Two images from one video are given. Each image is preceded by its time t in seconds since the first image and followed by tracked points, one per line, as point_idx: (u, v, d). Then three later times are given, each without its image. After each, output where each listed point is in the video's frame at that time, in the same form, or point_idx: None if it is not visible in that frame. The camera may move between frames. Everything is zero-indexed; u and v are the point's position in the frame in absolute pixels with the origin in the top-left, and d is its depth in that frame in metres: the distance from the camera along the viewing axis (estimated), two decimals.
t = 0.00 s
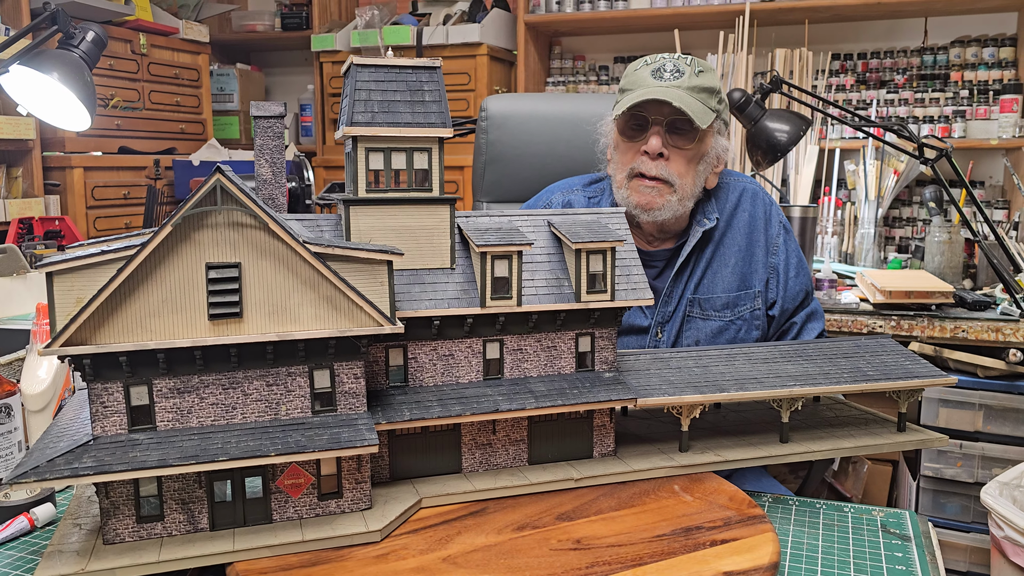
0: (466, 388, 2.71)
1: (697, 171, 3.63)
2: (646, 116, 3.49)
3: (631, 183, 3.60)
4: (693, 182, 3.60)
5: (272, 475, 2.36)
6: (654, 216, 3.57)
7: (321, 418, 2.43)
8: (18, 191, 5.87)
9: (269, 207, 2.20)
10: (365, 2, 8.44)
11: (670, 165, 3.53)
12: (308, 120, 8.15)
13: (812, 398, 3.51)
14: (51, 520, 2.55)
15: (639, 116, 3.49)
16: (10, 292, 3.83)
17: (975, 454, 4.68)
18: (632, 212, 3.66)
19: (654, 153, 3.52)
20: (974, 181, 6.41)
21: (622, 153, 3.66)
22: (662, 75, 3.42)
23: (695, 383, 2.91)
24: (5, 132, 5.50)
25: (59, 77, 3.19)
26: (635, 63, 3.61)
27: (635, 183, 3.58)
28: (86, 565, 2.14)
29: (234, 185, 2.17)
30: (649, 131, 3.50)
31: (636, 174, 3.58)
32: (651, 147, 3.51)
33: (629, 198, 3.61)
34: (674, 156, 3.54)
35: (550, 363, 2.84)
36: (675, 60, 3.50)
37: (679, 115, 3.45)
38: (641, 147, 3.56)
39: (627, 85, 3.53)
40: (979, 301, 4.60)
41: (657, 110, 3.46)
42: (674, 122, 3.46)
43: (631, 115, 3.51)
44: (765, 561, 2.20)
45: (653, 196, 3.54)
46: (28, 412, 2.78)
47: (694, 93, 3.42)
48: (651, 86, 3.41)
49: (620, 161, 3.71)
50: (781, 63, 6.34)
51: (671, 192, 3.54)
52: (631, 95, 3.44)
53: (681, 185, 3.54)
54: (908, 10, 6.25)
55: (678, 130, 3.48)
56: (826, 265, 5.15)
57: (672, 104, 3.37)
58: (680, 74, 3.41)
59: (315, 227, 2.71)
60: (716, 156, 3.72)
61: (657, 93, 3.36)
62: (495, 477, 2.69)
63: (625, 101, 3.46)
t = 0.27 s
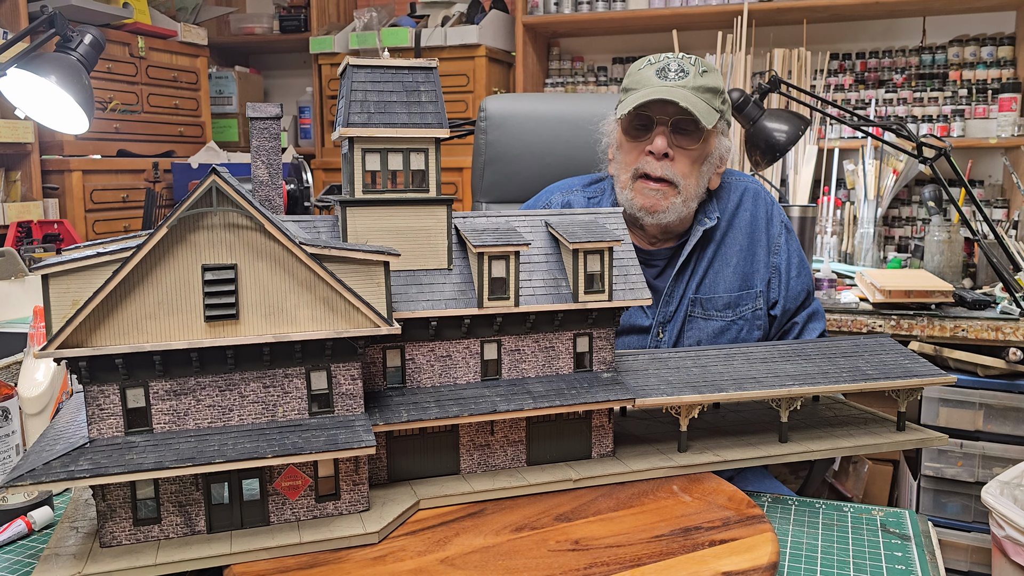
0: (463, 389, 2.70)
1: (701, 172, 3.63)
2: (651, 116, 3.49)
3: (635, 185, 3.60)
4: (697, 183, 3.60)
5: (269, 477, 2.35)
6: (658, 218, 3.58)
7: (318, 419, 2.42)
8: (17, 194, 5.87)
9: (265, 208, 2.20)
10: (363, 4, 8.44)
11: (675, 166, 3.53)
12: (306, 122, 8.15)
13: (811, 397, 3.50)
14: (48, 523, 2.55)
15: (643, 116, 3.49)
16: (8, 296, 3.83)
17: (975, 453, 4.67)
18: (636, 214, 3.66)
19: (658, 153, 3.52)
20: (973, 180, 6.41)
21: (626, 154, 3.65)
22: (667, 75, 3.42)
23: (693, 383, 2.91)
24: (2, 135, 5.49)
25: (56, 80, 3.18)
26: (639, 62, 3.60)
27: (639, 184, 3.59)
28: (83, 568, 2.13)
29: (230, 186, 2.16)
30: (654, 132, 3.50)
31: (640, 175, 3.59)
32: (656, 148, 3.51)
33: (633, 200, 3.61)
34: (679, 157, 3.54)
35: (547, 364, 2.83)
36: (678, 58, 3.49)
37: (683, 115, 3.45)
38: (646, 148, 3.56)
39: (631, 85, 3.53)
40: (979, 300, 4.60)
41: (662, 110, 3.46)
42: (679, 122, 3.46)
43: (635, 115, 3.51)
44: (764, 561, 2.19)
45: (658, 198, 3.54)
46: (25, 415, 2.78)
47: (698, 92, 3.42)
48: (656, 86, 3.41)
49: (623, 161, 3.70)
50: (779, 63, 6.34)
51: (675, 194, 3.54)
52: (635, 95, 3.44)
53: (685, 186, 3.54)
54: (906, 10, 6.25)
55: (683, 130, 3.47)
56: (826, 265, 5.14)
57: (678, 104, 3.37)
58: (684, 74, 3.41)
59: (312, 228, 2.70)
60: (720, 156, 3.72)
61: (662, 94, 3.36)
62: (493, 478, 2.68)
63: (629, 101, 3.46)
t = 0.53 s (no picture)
0: (462, 392, 2.70)
1: (702, 176, 3.63)
2: (652, 120, 3.48)
3: (635, 188, 3.61)
4: (698, 187, 3.61)
5: (267, 481, 2.36)
6: (658, 222, 3.59)
7: (316, 423, 2.42)
8: (16, 198, 5.87)
9: (262, 212, 2.20)
10: (362, 7, 8.45)
11: (676, 170, 3.53)
12: (306, 124, 8.16)
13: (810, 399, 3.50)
14: (48, 527, 2.55)
15: (644, 120, 3.48)
16: (8, 300, 3.84)
17: (975, 453, 4.67)
18: (636, 217, 3.67)
19: (659, 158, 3.52)
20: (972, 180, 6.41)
21: (626, 157, 3.65)
22: (669, 79, 3.42)
23: (692, 385, 2.91)
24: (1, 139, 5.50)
25: (56, 85, 3.19)
26: (639, 65, 3.60)
27: (640, 188, 3.59)
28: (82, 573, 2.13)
29: (227, 190, 2.17)
30: (655, 136, 3.50)
31: (641, 179, 3.59)
32: (657, 153, 3.51)
33: (634, 204, 3.61)
34: (680, 161, 3.54)
35: (546, 367, 2.84)
36: (679, 62, 3.49)
37: (684, 119, 3.45)
38: (646, 152, 3.56)
39: (632, 88, 3.52)
40: (978, 300, 4.60)
41: (663, 115, 3.46)
42: (680, 126, 3.46)
43: (636, 119, 3.50)
44: (762, 563, 2.19)
45: (658, 202, 3.55)
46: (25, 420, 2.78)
47: (700, 97, 3.42)
48: (658, 90, 3.40)
49: (624, 164, 3.71)
50: (778, 64, 6.35)
51: (676, 198, 3.55)
52: (637, 99, 3.43)
53: (686, 190, 3.54)
54: (904, 10, 6.26)
55: (684, 135, 3.47)
56: (825, 265, 5.12)
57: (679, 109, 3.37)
58: (685, 78, 3.41)
59: (310, 232, 2.71)
60: (719, 160, 3.73)
61: (663, 99, 3.36)
62: (492, 481, 2.68)
63: (631, 104, 3.45)
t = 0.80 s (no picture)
0: (459, 388, 2.70)
1: (695, 176, 3.62)
2: (645, 122, 3.45)
3: (628, 188, 3.62)
4: (691, 187, 3.61)
5: (264, 477, 2.35)
6: (650, 221, 3.61)
7: (313, 419, 2.42)
8: (14, 197, 5.86)
9: (258, 208, 2.20)
10: (359, 5, 8.44)
11: (668, 172, 3.52)
12: (303, 123, 8.15)
13: (808, 394, 3.50)
14: (45, 525, 2.54)
15: (636, 121, 3.45)
16: (5, 299, 3.83)
17: (975, 449, 4.67)
18: (629, 215, 3.69)
19: (651, 160, 3.51)
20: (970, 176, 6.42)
21: (619, 156, 3.65)
22: (661, 79, 3.39)
23: (690, 380, 2.91)
24: None
25: (52, 83, 3.18)
26: (636, 63, 3.57)
27: (631, 188, 3.60)
28: (78, 570, 2.13)
29: (223, 186, 2.16)
30: (646, 138, 3.48)
31: (633, 180, 3.59)
32: (648, 155, 3.50)
33: (626, 203, 3.63)
34: (672, 162, 3.52)
35: (543, 362, 2.83)
36: (674, 62, 3.46)
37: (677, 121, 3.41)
38: (638, 153, 3.55)
39: (627, 87, 3.50)
40: (977, 296, 4.60)
41: (656, 117, 3.42)
42: (672, 128, 3.43)
43: (628, 121, 3.47)
44: (760, 558, 2.19)
45: (649, 201, 3.55)
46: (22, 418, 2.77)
47: (692, 98, 3.38)
48: (650, 91, 3.38)
49: (617, 163, 3.71)
50: (776, 61, 6.34)
51: (668, 198, 3.55)
52: (629, 99, 3.41)
53: (678, 190, 3.54)
54: (902, 6, 6.26)
55: (675, 137, 3.45)
56: (823, 261, 5.10)
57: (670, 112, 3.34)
58: (679, 78, 3.38)
59: (306, 228, 2.70)
60: (714, 159, 3.71)
61: (654, 101, 3.33)
62: (490, 477, 2.68)
63: (623, 104, 3.43)
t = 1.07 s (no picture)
0: (458, 388, 2.70)
1: (690, 175, 3.63)
2: (639, 121, 3.46)
3: (623, 187, 3.63)
4: (686, 186, 3.61)
5: (264, 477, 2.35)
6: (645, 220, 3.61)
7: (313, 419, 2.42)
8: (13, 198, 5.87)
9: (256, 208, 2.20)
10: (358, 4, 8.43)
11: (662, 171, 3.52)
12: (303, 122, 8.15)
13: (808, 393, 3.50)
14: (45, 526, 2.54)
15: (631, 120, 3.46)
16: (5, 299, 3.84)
17: (975, 448, 4.67)
18: (625, 215, 3.69)
19: (644, 159, 3.52)
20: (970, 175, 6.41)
21: (614, 156, 3.66)
22: (656, 79, 3.38)
23: (689, 379, 2.91)
24: None
25: (51, 83, 3.18)
26: (632, 61, 3.56)
27: (626, 187, 3.61)
28: (78, 570, 2.13)
29: (222, 186, 2.16)
30: (640, 137, 3.49)
31: (628, 179, 3.60)
32: (642, 154, 3.50)
33: (622, 203, 3.64)
34: (666, 161, 3.53)
35: (543, 362, 2.83)
36: (669, 60, 3.46)
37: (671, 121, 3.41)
38: (632, 152, 3.56)
39: (621, 86, 3.49)
40: (977, 294, 4.59)
41: (650, 116, 3.42)
42: (666, 128, 3.42)
43: (623, 119, 3.49)
44: (760, 557, 2.19)
45: (644, 200, 3.56)
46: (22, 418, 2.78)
47: (687, 97, 3.37)
48: (644, 90, 3.37)
49: (612, 162, 3.71)
50: (775, 59, 6.33)
51: (662, 197, 3.56)
52: (624, 98, 3.41)
53: (673, 189, 3.55)
54: (902, 5, 6.26)
55: (669, 136, 3.45)
56: (823, 260, 5.13)
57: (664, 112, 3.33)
58: (674, 77, 3.37)
59: (306, 228, 2.70)
60: (710, 159, 3.71)
61: (649, 100, 3.32)
62: (489, 477, 2.68)
63: (618, 103, 3.43)
